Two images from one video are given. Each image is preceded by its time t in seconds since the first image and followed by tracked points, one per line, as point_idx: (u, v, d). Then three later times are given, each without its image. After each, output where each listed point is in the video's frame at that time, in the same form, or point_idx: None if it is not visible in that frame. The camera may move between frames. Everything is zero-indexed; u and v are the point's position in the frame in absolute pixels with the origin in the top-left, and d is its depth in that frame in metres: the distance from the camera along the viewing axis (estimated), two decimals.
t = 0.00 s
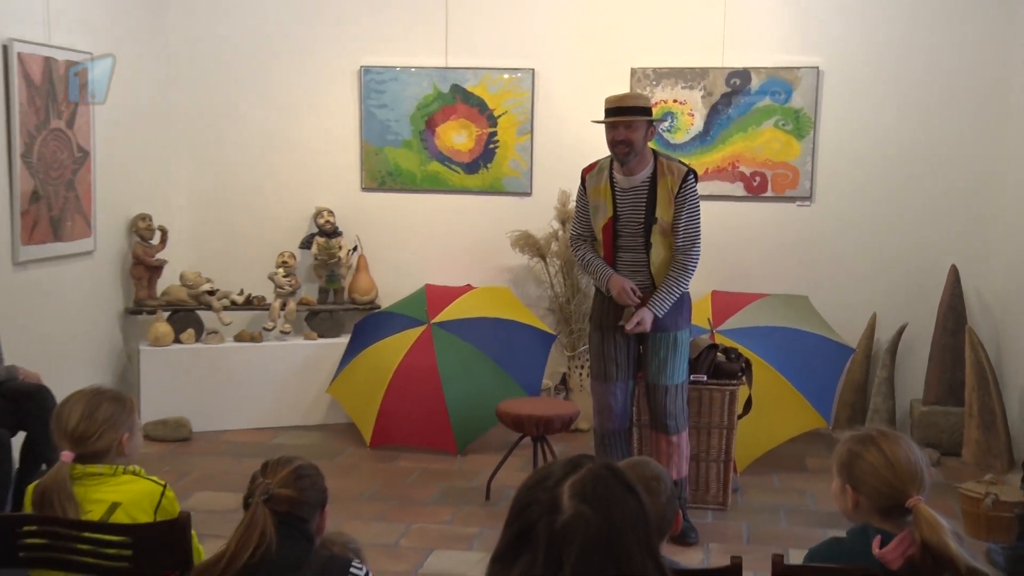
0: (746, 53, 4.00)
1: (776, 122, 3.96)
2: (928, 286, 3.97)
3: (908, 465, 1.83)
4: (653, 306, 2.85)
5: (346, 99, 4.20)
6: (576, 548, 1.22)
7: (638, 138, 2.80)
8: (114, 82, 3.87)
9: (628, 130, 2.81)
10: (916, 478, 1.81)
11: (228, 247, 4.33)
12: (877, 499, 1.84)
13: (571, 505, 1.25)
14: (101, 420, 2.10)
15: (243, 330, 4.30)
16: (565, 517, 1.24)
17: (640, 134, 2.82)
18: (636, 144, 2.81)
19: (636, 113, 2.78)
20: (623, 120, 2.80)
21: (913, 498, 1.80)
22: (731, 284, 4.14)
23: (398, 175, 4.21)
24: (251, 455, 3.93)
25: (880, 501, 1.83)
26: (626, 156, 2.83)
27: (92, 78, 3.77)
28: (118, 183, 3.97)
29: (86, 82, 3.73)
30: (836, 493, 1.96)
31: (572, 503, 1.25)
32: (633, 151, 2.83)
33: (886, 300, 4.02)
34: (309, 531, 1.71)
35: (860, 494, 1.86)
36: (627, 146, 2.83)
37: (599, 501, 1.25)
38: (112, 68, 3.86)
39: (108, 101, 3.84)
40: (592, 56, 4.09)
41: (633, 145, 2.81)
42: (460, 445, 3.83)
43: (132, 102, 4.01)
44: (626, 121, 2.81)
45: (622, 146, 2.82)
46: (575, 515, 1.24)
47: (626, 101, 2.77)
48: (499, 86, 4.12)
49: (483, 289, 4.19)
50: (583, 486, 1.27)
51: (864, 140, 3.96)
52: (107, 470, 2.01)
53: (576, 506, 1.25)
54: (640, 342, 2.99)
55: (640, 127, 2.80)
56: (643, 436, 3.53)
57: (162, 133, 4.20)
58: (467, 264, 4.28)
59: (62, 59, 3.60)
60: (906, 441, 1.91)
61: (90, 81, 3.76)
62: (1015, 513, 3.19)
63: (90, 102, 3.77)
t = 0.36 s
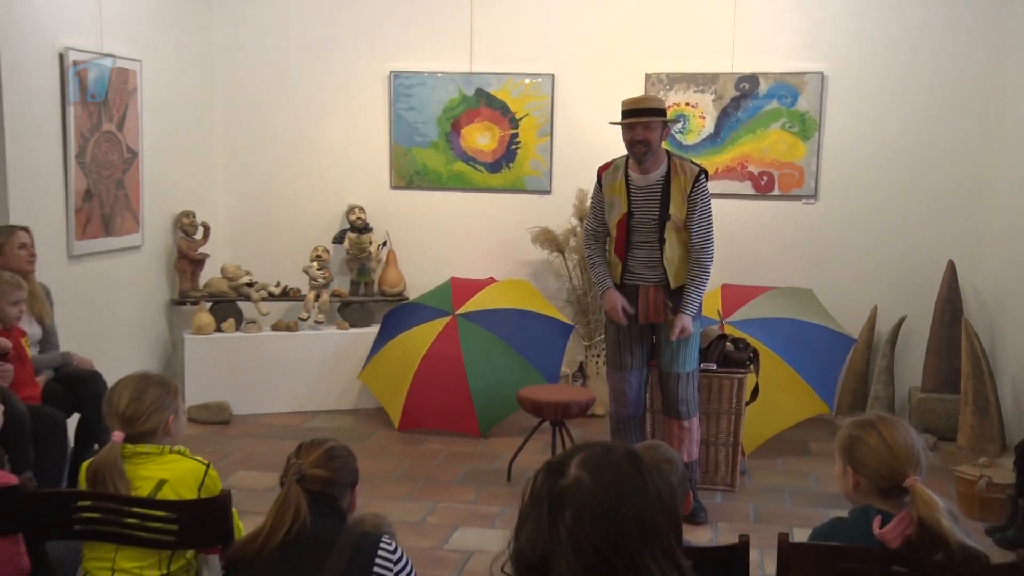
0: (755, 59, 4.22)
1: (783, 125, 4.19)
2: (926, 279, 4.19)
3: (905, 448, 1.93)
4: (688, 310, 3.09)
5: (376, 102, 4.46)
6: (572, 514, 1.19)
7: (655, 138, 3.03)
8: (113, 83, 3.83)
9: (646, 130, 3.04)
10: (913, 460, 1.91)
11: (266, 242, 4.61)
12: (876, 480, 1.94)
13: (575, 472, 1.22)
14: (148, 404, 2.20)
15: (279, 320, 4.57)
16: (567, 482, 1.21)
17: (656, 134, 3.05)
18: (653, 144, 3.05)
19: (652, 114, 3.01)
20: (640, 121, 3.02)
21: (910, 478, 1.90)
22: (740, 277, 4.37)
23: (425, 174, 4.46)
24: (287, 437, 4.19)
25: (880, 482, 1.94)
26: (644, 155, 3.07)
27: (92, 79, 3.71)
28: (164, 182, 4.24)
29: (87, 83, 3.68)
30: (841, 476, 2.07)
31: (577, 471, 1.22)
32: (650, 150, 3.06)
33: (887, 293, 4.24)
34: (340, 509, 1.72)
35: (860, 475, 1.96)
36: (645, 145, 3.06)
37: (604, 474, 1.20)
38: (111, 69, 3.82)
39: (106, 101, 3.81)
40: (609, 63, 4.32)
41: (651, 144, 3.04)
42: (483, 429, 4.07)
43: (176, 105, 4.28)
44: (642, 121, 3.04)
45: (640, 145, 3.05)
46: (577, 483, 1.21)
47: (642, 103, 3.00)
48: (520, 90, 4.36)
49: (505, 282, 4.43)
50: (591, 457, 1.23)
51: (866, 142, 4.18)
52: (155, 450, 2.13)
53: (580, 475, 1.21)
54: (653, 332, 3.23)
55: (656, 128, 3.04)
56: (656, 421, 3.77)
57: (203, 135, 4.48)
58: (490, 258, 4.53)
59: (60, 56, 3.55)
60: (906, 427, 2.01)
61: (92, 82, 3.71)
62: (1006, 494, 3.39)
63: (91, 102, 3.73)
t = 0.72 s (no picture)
0: (759, 65, 4.45)
1: (786, 127, 4.42)
2: (921, 274, 4.42)
3: (897, 440, 1.97)
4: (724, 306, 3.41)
5: (400, 106, 4.73)
6: (574, 493, 1.33)
7: (668, 136, 3.27)
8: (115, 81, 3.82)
9: (660, 129, 3.27)
10: (903, 451, 1.95)
11: (297, 237, 4.90)
12: (864, 467, 1.98)
13: (589, 458, 1.36)
14: (187, 388, 2.15)
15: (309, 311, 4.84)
16: (581, 465, 1.36)
17: (668, 134, 3.29)
18: (666, 141, 3.28)
19: (664, 114, 3.25)
20: (654, 121, 3.26)
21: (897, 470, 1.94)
22: (745, 272, 4.60)
23: (446, 173, 4.73)
24: (316, 421, 4.45)
25: (870, 468, 1.98)
26: (658, 153, 3.30)
27: (91, 78, 3.69)
28: (201, 181, 4.52)
29: (85, 82, 3.66)
30: (840, 457, 2.12)
31: (589, 456, 1.37)
32: (664, 148, 3.30)
33: (884, 287, 4.47)
34: (368, 489, 1.73)
35: (851, 459, 2.01)
36: (658, 143, 3.29)
37: (609, 462, 1.32)
38: (111, 68, 3.80)
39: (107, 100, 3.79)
40: (620, 68, 4.57)
41: (664, 142, 3.28)
42: (500, 414, 4.30)
43: (213, 108, 4.55)
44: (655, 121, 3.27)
45: (655, 143, 3.28)
46: (586, 464, 1.36)
47: (655, 104, 3.24)
48: (536, 94, 4.62)
49: (521, 276, 4.68)
50: (608, 447, 1.35)
51: (865, 143, 4.40)
52: (195, 432, 2.12)
53: (592, 462, 1.34)
54: (662, 324, 3.48)
55: (669, 127, 3.27)
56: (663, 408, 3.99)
57: (238, 136, 4.76)
58: (507, 253, 4.79)
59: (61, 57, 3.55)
60: (906, 419, 2.04)
61: (90, 81, 3.70)
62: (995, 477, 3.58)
63: (89, 102, 3.70)
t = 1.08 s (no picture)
0: (765, 71, 4.69)
1: (791, 130, 4.66)
2: (919, 270, 4.65)
3: (898, 428, 2.05)
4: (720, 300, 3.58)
5: (425, 110, 5.01)
6: (599, 470, 1.38)
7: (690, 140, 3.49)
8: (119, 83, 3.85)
9: (682, 134, 3.49)
10: (903, 438, 2.03)
11: (327, 233, 5.20)
12: (866, 452, 2.08)
13: (613, 439, 1.41)
14: (225, 375, 2.27)
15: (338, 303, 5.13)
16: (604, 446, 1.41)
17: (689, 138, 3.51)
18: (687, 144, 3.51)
19: (683, 120, 3.46)
20: (676, 126, 3.46)
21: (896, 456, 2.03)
22: (752, 267, 4.85)
23: (468, 173, 5.01)
24: (345, 407, 4.74)
25: (871, 453, 2.07)
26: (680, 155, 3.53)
27: (93, 79, 3.80)
28: (238, 180, 4.81)
29: (87, 83, 3.80)
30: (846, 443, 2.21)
31: (611, 437, 1.42)
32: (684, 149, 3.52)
33: (883, 282, 4.70)
34: (395, 472, 1.91)
35: (855, 444, 2.10)
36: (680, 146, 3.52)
37: (634, 440, 1.39)
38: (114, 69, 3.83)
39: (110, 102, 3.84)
40: (632, 74, 4.82)
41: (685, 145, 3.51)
42: (518, 401, 4.57)
43: (248, 112, 4.84)
44: (677, 126, 3.48)
45: (678, 147, 3.51)
46: (609, 444, 1.40)
47: (675, 110, 3.44)
48: (553, 98, 4.88)
49: (539, 271, 4.94)
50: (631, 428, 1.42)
51: (865, 145, 4.63)
52: (232, 416, 2.25)
53: (616, 441, 1.40)
54: (672, 318, 3.74)
55: (688, 131, 3.48)
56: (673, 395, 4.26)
57: (272, 138, 5.06)
58: (525, 249, 5.06)
59: (62, 59, 3.80)
60: (910, 407, 2.12)
61: (92, 82, 3.80)
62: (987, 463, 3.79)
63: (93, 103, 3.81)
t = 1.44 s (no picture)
0: (773, 75, 4.89)
1: (797, 132, 4.87)
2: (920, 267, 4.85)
3: (895, 416, 2.11)
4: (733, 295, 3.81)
5: (447, 112, 5.26)
6: (621, 480, 1.55)
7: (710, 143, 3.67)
8: (114, 80, 4.06)
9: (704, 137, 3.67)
10: (899, 424, 2.09)
11: (354, 230, 5.46)
12: (863, 437, 2.15)
13: (626, 447, 1.57)
14: (259, 364, 2.42)
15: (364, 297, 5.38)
16: (620, 455, 1.57)
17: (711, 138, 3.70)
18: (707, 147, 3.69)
19: (705, 125, 3.63)
20: (699, 131, 3.63)
21: (887, 443, 2.09)
22: (760, 264, 5.06)
23: (488, 173, 5.25)
24: (370, 395, 4.99)
25: (868, 438, 2.14)
26: (700, 157, 3.71)
27: (91, 78, 4.09)
28: (270, 180, 5.07)
29: (85, 82, 4.09)
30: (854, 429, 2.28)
31: (627, 447, 1.57)
32: (704, 152, 3.71)
33: (886, 279, 4.90)
34: (417, 456, 2.01)
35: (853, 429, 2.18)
36: (701, 149, 3.70)
37: (650, 450, 1.55)
38: (111, 67, 4.05)
39: (108, 100, 4.09)
40: (645, 78, 5.03)
41: (706, 148, 3.69)
42: (535, 391, 4.79)
43: (279, 115, 5.09)
44: (699, 129, 3.65)
45: (700, 150, 3.69)
46: (626, 455, 1.56)
47: (699, 116, 3.60)
48: (570, 102, 5.11)
49: (556, 266, 5.17)
50: (642, 435, 1.58)
51: (870, 147, 4.83)
52: (265, 403, 2.38)
53: (632, 450, 1.56)
54: (685, 312, 3.96)
55: (710, 135, 3.66)
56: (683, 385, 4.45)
57: (302, 139, 5.31)
58: (543, 246, 5.29)
59: (62, 60, 4.10)
60: (910, 397, 2.18)
61: (89, 81, 4.09)
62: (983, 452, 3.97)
63: (90, 101, 4.09)
